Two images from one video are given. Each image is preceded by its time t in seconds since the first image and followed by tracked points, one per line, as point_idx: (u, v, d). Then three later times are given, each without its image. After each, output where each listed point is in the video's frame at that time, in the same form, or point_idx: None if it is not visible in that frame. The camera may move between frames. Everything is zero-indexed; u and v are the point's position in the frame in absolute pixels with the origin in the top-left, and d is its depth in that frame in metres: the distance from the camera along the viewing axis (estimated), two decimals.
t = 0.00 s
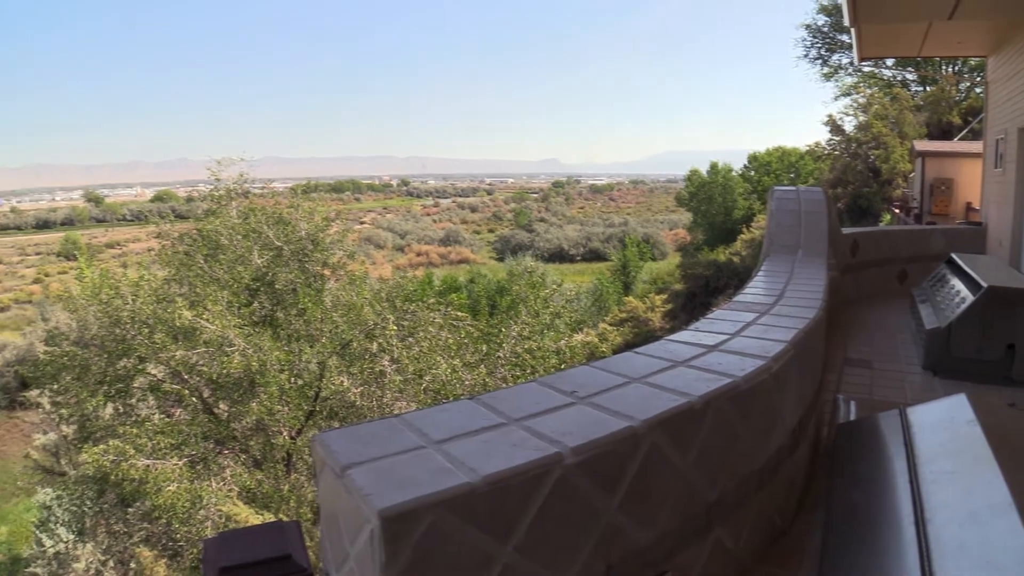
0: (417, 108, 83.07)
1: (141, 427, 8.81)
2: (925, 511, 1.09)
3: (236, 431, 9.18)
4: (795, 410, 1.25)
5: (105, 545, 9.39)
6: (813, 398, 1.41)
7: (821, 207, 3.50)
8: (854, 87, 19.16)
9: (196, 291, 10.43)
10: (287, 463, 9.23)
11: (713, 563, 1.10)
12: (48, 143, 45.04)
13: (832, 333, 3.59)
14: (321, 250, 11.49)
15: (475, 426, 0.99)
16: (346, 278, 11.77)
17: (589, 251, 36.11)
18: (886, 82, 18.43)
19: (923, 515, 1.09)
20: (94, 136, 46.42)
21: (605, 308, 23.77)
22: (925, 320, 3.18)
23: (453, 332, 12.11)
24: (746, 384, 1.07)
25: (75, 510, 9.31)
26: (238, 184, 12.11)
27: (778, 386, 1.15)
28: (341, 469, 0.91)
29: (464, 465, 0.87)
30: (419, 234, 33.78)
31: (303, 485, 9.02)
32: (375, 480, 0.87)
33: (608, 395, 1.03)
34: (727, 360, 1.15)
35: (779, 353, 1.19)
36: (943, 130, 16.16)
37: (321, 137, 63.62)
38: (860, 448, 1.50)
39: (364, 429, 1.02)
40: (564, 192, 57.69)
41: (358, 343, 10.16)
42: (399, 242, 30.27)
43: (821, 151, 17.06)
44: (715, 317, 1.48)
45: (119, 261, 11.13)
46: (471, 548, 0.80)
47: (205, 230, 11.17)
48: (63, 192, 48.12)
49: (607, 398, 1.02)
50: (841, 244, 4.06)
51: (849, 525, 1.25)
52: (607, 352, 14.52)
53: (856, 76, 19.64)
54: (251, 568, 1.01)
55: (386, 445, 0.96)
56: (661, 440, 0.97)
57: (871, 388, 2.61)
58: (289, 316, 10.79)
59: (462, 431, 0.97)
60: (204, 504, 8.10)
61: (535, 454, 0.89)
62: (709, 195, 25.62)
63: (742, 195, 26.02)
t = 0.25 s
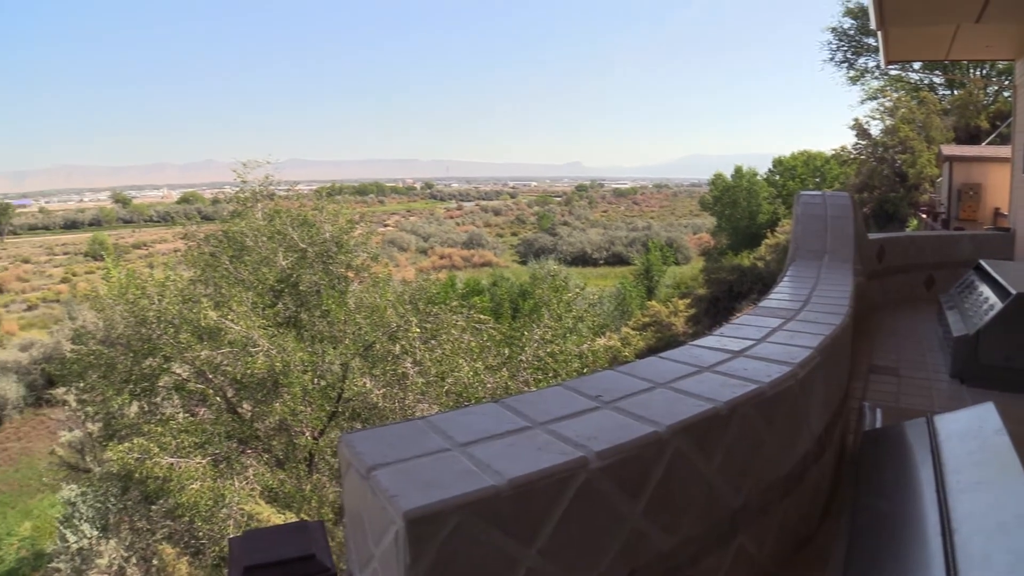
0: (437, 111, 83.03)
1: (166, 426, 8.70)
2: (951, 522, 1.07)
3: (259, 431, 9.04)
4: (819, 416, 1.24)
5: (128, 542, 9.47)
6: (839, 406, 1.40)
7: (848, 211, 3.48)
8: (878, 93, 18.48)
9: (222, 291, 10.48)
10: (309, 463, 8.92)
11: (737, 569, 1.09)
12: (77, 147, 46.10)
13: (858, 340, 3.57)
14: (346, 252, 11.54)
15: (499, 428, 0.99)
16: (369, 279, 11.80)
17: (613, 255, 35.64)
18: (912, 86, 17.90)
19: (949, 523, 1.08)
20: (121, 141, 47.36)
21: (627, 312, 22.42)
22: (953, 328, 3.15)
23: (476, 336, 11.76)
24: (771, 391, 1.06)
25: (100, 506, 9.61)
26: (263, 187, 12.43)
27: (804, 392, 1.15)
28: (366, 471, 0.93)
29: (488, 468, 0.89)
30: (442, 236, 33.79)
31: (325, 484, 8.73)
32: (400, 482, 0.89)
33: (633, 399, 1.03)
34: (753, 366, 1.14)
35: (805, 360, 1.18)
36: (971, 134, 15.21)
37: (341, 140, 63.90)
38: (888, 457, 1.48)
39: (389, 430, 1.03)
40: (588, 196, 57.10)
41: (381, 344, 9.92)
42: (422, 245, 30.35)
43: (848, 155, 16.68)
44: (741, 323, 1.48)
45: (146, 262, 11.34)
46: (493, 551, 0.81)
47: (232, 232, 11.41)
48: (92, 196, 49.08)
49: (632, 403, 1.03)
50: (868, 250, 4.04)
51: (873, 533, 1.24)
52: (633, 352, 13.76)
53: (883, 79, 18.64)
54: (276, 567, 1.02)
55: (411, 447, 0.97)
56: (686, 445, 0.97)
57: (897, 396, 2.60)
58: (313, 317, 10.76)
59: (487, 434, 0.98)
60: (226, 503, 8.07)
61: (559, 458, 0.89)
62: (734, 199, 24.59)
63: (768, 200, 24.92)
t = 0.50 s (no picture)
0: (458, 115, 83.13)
1: (191, 424, 8.61)
2: (980, 530, 1.06)
3: (283, 431, 8.88)
4: (844, 423, 1.24)
5: (153, 538, 9.44)
6: (865, 413, 1.39)
7: (876, 215, 3.52)
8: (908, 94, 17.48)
9: (248, 292, 10.40)
10: (332, 464, 8.83)
11: None
12: (106, 150, 46.85)
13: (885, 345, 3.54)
14: (370, 254, 11.40)
15: (525, 432, 1.00)
16: (393, 282, 11.60)
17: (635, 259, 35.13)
18: (941, 90, 17.33)
19: (976, 532, 1.07)
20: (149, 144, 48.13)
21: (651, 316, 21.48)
22: (982, 334, 3.12)
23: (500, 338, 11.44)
24: (799, 397, 1.08)
25: (124, 499, 9.89)
26: (288, 189, 12.30)
27: (832, 398, 1.16)
28: (393, 472, 0.94)
29: (513, 471, 0.90)
30: (465, 239, 33.69)
31: (348, 485, 8.55)
32: (426, 484, 0.89)
33: (658, 404, 1.04)
34: (779, 372, 1.15)
35: (831, 367, 1.18)
36: (999, 137, 14.76)
37: (363, 143, 64.13)
38: (915, 466, 1.47)
39: (413, 432, 1.03)
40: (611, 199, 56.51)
41: (405, 346, 9.71)
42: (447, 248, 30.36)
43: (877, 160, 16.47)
44: (766, 328, 1.47)
45: (172, 262, 11.37)
46: (518, 554, 0.81)
47: (257, 233, 11.35)
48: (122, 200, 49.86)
49: (658, 407, 1.03)
50: (895, 254, 4.02)
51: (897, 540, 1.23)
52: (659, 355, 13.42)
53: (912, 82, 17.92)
54: (298, 567, 1.02)
55: (438, 448, 0.98)
56: (712, 451, 0.98)
57: (925, 403, 2.58)
58: (337, 318, 10.55)
59: (513, 436, 0.99)
60: (250, 502, 7.50)
61: (584, 462, 0.90)
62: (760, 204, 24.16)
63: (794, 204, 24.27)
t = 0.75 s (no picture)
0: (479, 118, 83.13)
1: (214, 422, 8.70)
2: (1008, 540, 1.05)
3: (305, 431, 8.88)
4: (870, 430, 1.23)
5: (175, 535, 9.40)
6: (891, 421, 1.37)
7: (903, 219, 3.45)
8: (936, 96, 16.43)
9: (272, 292, 10.34)
10: (354, 464, 8.79)
11: None
12: (131, 151, 47.35)
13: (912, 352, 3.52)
14: (394, 256, 11.23)
15: (550, 435, 1.00)
16: (416, 283, 11.46)
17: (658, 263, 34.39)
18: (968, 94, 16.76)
19: (1004, 542, 1.05)
20: (173, 145, 48.51)
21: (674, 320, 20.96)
22: (1011, 341, 3.08)
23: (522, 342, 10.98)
24: (825, 403, 1.08)
25: (146, 497, 9.85)
26: (313, 191, 12.26)
27: (859, 405, 1.16)
28: (418, 473, 0.95)
29: (539, 475, 0.91)
30: (488, 242, 33.49)
31: (369, 486, 8.63)
32: (452, 486, 0.90)
33: (684, 409, 1.04)
34: (806, 379, 1.15)
35: (858, 374, 1.18)
36: None
37: (384, 145, 64.25)
38: (942, 476, 1.45)
39: (438, 434, 1.04)
40: (634, 203, 55.76)
41: (427, 347, 9.64)
42: (470, 251, 30.35)
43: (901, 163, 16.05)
44: (792, 334, 1.47)
45: (197, 262, 11.42)
46: (542, 557, 0.82)
47: (281, 234, 11.19)
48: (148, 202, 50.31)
49: (683, 412, 1.03)
50: (922, 260, 4.01)
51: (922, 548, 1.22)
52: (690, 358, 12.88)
53: (938, 86, 17.35)
54: (322, 567, 1.03)
55: (464, 451, 0.99)
56: (738, 457, 0.98)
57: (952, 411, 2.56)
58: (360, 320, 10.34)
59: (539, 439, 1.00)
60: (272, 501, 7.94)
61: (610, 466, 0.90)
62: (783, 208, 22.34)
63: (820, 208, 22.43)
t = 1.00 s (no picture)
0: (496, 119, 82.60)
1: (235, 422, 8.54)
2: None
3: (325, 431, 8.68)
4: (894, 437, 1.23)
5: (194, 535, 9.18)
6: (917, 428, 1.36)
7: (927, 224, 3.44)
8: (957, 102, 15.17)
9: (293, 293, 10.36)
10: (373, 465, 8.53)
11: None
12: (153, 152, 47.70)
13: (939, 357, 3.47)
14: (415, 258, 11.23)
15: (571, 439, 1.01)
16: (435, 286, 11.30)
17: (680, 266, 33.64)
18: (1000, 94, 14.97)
19: None
20: (195, 146, 48.81)
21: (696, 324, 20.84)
22: None
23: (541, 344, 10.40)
24: (849, 409, 1.08)
25: (167, 498, 9.54)
26: (335, 193, 12.46)
27: (883, 411, 1.16)
28: (439, 475, 0.96)
29: (561, 478, 0.91)
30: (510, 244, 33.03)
31: (387, 487, 8.29)
32: (474, 488, 0.90)
33: (706, 413, 1.05)
34: (830, 384, 1.15)
35: (882, 379, 1.18)
36: None
37: (401, 147, 63.92)
38: (968, 483, 1.43)
39: (459, 436, 1.04)
40: (655, 206, 54.69)
41: (447, 349, 9.22)
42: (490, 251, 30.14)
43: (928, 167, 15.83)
44: (817, 337, 1.46)
45: (219, 262, 11.32)
46: (564, 563, 0.82)
47: (302, 235, 11.39)
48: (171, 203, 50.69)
49: (705, 416, 1.04)
50: (948, 263, 3.97)
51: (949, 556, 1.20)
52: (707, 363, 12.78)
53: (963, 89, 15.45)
54: (341, 566, 1.02)
55: (485, 453, 0.99)
56: (760, 463, 0.98)
57: (978, 418, 2.53)
58: (382, 321, 10.34)
59: (561, 442, 1.00)
60: (290, 501, 7.67)
61: (633, 471, 0.90)
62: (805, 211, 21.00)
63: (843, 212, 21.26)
